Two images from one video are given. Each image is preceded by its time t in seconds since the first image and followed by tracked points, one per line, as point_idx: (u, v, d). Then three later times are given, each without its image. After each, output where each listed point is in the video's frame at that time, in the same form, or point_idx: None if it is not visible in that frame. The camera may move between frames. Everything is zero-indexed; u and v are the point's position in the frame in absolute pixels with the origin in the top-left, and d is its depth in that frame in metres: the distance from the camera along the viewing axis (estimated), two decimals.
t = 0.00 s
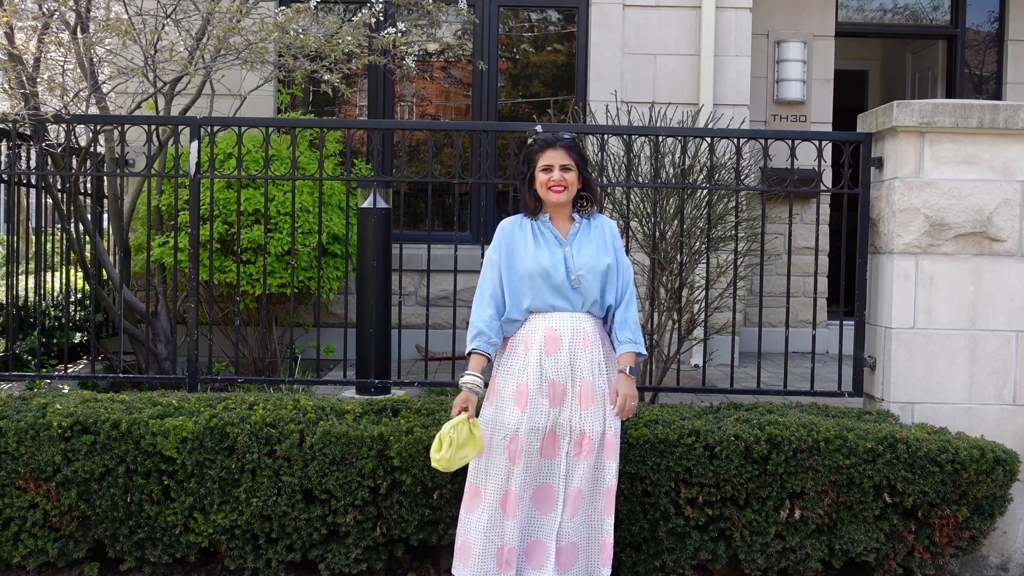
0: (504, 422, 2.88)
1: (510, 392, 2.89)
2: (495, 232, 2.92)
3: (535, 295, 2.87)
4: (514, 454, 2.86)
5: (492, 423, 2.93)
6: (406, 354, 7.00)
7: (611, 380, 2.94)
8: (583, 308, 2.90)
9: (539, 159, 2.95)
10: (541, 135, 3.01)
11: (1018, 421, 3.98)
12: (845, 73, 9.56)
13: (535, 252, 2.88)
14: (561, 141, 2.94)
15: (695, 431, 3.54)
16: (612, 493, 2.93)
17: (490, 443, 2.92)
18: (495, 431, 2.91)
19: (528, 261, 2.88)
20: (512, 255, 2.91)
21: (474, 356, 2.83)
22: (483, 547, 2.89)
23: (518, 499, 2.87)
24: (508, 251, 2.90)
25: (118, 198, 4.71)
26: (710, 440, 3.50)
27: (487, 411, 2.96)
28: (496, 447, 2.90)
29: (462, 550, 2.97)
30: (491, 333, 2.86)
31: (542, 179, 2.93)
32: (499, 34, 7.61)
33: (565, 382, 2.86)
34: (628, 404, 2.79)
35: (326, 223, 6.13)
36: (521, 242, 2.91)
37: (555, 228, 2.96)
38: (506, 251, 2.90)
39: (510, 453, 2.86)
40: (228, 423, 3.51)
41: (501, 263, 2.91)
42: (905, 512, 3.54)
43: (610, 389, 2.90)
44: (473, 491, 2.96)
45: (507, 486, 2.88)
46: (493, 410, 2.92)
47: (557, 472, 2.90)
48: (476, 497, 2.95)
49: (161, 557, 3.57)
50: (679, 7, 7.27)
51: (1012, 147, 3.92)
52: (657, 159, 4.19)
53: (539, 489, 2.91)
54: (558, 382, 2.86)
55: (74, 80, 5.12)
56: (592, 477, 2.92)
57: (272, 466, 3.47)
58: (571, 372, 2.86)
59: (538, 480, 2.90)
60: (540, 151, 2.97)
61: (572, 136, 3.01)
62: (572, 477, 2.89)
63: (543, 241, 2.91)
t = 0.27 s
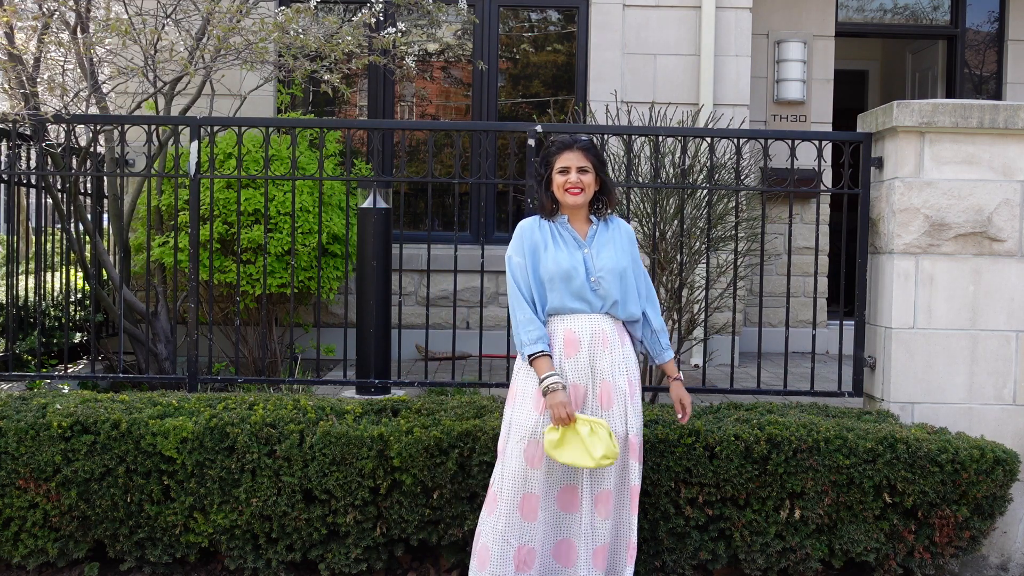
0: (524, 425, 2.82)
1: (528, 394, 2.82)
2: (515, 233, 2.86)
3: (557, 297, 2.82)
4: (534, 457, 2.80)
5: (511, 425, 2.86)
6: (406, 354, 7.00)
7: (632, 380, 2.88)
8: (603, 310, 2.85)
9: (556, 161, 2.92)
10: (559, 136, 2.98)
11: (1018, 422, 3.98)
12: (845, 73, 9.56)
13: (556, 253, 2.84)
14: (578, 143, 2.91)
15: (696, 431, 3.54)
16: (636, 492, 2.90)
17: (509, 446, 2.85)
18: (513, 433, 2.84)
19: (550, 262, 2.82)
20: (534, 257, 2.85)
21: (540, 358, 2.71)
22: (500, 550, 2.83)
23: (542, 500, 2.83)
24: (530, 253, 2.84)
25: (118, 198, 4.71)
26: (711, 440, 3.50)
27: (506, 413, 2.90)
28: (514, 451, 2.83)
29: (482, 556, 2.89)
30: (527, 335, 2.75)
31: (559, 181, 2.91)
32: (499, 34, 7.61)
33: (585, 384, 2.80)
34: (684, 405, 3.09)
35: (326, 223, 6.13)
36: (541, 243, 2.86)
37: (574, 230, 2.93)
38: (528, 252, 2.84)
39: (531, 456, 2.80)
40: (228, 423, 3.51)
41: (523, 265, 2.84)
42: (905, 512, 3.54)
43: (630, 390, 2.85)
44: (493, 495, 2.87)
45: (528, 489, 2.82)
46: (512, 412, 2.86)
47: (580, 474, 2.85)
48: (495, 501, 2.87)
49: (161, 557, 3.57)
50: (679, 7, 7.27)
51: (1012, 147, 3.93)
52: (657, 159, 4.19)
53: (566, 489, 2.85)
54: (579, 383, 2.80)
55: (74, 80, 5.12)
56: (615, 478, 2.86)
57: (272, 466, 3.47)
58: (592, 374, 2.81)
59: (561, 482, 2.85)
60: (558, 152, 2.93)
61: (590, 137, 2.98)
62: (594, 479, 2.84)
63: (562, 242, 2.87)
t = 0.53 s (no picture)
0: (526, 422, 2.84)
1: (530, 393, 2.86)
2: (522, 233, 2.89)
3: (559, 299, 2.83)
4: (536, 454, 2.81)
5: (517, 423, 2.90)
6: (406, 354, 7.00)
7: (637, 382, 2.87)
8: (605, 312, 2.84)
9: (563, 163, 2.92)
10: (567, 137, 2.98)
11: (1018, 421, 3.98)
12: (845, 73, 9.56)
13: (559, 255, 2.85)
14: (585, 144, 2.92)
15: (696, 431, 3.54)
16: (645, 492, 2.83)
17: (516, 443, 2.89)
18: (518, 431, 2.87)
19: (553, 264, 2.84)
20: (538, 257, 2.87)
21: (550, 358, 2.76)
22: (515, 550, 2.85)
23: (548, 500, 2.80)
24: (534, 254, 2.86)
25: (118, 198, 4.71)
26: (711, 440, 3.50)
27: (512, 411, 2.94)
28: (520, 449, 2.86)
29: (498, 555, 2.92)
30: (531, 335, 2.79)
31: (566, 181, 2.91)
32: (499, 34, 7.61)
33: (586, 383, 2.82)
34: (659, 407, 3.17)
35: (326, 223, 6.13)
36: (546, 244, 2.87)
37: (580, 231, 2.93)
38: (533, 253, 2.86)
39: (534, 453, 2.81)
40: (228, 423, 3.51)
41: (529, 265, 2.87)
42: (905, 512, 3.54)
43: (633, 391, 2.85)
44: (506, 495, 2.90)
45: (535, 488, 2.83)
46: (517, 410, 2.90)
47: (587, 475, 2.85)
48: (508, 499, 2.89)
49: (161, 557, 3.57)
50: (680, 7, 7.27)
51: (1012, 147, 3.93)
52: (657, 159, 4.20)
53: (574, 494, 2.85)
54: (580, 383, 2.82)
55: (74, 80, 5.12)
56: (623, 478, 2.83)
57: (272, 466, 3.47)
58: (592, 375, 2.82)
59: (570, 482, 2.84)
60: (565, 154, 2.94)
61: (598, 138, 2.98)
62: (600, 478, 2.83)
63: (567, 244, 2.88)
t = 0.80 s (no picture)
0: (516, 419, 2.87)
1: (519, 390, 2.88)
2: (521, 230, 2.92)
3: (550, 297, 2.84)
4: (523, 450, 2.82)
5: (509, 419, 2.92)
6: (406, 354, 7.00)
7: (629, 383, 2.86)
8: (597, 312, 2.84)
9: (562, 161, 2.93)
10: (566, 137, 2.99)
11: (1018, 421, 3.98)
12: (845, 73, 9.57)
13: (553, 253, 2.86)
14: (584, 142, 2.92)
15: (696, 431, 3.54)
16: (645, 500, 2.85)
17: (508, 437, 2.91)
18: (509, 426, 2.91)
19: (546, 262, 2.85)
20: (534, 255, 2.89)
21: (533, 357, 2.79)
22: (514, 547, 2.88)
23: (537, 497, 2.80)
24: (530, 251, 2.88)
25: (118, 198, 4.71)
26: (711, 440, 3.50)
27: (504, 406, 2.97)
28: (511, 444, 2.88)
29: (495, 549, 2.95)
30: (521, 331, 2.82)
31: (565, 179, 2.91)
32: (499, 34, 7.61)
33: (575, 384, 2.83)
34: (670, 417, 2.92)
35: (326, 223, 6.13)
36: (542, 242, 2.89)
37: (576, 231, 2.93)
38: (529, 250, 2.88)
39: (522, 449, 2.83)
40: (228, 423, 3.51)
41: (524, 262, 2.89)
42: (905, 512, 3.54)
43: (623, 393, 2.83)
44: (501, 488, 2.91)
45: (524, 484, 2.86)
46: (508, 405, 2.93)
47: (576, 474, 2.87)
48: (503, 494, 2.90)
49: (161, 557, 3.57)
50: (679, 7, 7.27)
51: (1012, 147, 3.93)
52: (657, 159, 4.20)
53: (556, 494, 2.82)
54: (569, 383, 2.83)
55: (74, 80, 5.12)
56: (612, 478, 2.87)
57: (272, 466, 3.47)
58: (582, 375, 2.83)
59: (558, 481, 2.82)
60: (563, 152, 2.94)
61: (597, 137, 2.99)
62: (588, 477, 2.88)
63: (561, 242, 2.89)
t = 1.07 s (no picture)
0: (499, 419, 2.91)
1: (500, 388, 2.93)
2: (503, 225, 2.90)
3: (531, 295, 2.85)
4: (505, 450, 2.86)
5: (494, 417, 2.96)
6: (406, 355, 7.00)
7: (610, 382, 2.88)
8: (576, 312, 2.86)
9: (546, 157, 2.93)
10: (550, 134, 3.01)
11: (1018, 421, 3.98)
12: (845, 73, 9.57)
13: (535, 250, 2.85)
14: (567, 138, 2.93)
15: (696, 431, 3.54)
16: (627, 498, 2.87)
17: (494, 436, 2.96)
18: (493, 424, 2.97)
19: (527, 259, 2.85)
20: (515, 251, 2.89)
21: (507, 353, 2.80)
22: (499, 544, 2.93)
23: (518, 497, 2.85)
24: (511, 247, 2.88)
25: (118, 198, 4.71)
26: (711, 440, 3.50)
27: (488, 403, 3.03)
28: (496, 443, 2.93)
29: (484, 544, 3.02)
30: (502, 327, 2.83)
31: (549, 174, 2.91)
32: (499, 34, 7.61)
33: (556, 384, 2.85)
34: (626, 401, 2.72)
35: (326, 223, 6.13)
36: (524, 239, 2.88)
37: (558, 228, 2.93)
38: (510, 246, 2.88)
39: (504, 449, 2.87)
40: (228, 423, 3.51)
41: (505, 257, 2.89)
42: (905, 512, 3.54)
43: (604, 393, 2.85)
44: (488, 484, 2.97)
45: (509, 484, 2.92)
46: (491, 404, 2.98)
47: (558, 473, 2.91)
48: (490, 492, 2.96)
49: (161, 557, 3.57)
50: (679, 7, 7.27)
51: (1012, 147, 3.93)
52: (657, 159, 4.20)
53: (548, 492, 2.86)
54: (549, 383, 2.85)
55: (74, 80, 5.11)
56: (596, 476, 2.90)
57: (272, 466, 3.47)
58: (562, 376, 2.85)
59: (537, 481, 2.85)
60: (547, 149, 2.95)
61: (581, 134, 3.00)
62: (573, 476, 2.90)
63: (543, 239, 2.88)
